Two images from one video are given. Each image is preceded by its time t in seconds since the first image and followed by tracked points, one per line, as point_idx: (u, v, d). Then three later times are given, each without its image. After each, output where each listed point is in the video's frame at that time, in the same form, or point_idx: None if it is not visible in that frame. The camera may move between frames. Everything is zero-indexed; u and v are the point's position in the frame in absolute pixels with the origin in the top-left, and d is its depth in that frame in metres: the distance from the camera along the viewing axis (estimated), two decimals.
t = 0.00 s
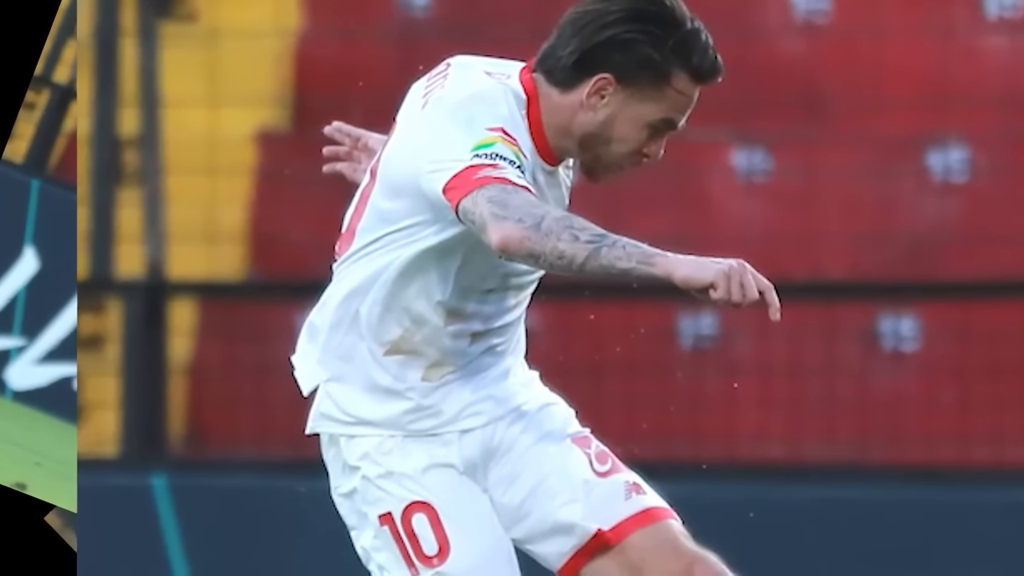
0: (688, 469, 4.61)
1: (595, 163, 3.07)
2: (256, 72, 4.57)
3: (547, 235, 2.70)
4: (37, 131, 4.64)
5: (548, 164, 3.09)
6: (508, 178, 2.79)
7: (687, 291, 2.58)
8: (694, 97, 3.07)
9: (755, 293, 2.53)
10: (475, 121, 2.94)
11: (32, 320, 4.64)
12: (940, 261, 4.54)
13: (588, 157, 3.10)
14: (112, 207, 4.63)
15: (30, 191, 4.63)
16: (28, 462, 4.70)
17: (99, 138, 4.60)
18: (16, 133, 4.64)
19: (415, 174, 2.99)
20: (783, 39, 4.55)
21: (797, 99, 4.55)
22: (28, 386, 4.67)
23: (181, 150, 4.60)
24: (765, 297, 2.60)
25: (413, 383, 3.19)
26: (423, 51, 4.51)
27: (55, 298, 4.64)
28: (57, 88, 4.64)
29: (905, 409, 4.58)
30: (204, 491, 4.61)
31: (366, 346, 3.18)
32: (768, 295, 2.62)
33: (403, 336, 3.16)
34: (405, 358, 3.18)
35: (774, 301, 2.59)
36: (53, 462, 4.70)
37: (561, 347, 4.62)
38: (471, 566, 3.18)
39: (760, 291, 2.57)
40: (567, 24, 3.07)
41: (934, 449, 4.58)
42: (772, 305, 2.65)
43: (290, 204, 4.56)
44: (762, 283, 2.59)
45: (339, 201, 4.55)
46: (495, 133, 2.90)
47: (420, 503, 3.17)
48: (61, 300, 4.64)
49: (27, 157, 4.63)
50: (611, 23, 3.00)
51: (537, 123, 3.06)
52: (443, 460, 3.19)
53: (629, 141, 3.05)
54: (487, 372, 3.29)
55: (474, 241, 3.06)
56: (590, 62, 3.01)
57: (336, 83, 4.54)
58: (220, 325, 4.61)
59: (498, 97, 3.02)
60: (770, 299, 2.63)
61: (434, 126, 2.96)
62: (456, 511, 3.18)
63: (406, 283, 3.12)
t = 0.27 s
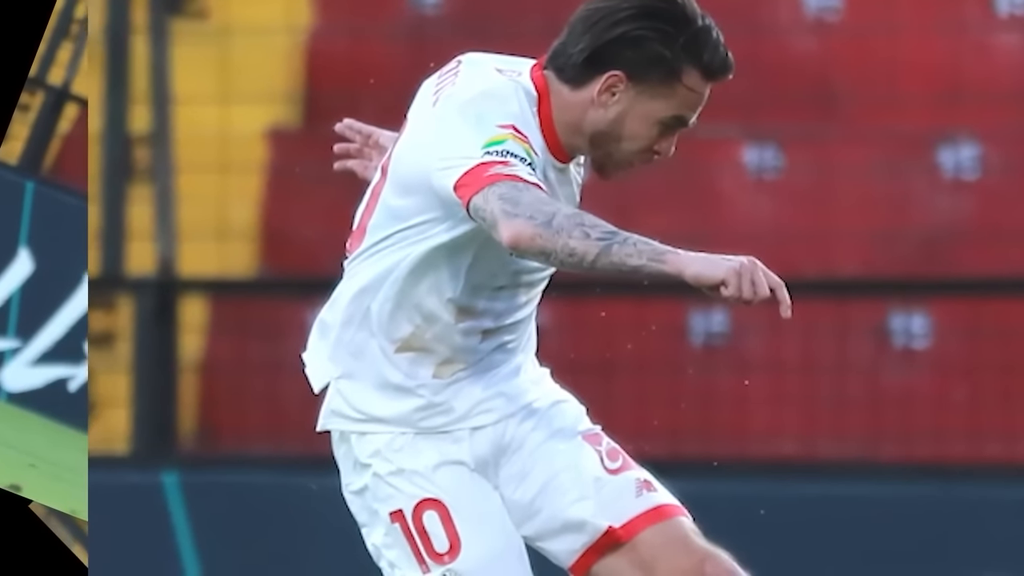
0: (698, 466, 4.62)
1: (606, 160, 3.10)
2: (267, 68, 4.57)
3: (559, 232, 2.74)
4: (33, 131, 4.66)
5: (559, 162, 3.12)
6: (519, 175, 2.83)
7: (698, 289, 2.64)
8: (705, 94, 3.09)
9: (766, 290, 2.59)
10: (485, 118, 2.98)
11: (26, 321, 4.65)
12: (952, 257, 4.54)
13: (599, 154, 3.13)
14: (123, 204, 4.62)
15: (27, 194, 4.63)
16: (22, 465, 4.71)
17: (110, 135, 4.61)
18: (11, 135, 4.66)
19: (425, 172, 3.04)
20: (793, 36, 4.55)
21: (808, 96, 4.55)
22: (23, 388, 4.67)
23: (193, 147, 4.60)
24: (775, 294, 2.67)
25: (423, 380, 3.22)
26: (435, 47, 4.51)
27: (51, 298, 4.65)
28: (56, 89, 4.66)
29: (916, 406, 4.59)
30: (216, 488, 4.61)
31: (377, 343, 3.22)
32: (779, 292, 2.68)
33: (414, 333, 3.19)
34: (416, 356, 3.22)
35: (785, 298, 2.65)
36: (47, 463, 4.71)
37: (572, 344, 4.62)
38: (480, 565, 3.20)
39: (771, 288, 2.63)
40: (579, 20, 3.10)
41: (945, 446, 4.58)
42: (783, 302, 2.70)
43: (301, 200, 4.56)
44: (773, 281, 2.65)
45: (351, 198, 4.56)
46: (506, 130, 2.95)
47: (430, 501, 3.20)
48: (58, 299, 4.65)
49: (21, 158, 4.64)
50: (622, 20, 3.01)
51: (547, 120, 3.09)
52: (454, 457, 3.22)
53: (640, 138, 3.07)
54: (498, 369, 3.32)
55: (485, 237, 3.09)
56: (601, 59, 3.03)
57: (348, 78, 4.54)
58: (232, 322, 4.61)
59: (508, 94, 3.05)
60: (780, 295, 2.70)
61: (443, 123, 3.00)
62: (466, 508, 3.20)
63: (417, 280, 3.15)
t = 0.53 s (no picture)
0: (709, 463, 4.62)
1: (617, 157, 3.19)
2: (277, 65, 4.56)
3: (569, 228, 2.80)
4: (26, 133, 4.70)
5: (570, 159, 3.20)
6: (529, 172, 2.89)
7: (709, 285, 2.67)
8: (715, 91, 3.18)
9: (777, 287, 2.62)
10: (496, 116, 3.05)
11: (21, 323, 4.74)
12: (963, 254, 4.53)
13: (609, 150, 3.22)
14: (134, 201, 4.63)
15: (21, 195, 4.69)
16: (17, 465, 4.78)
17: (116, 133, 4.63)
18: (5, 137, 4.71)
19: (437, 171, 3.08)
20: (805, 33, 4.54)
21: (818, 93, 4.54)
22: (17, 389, 4.76)
23: (203, 145, 4.60)
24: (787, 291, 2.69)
25: (434, 377, 3.30)
26: (445, 44, 4.51)
27: (47, 298, 4.73)
28: (50, 90, 4.69)
29: (926, 403, 4.58)
30: (226, 484, 4.62)
31: (388, 340, 3.31)
32: (791, 290, 2.71)
33: (424, 330, 3.28)
34: (427, 353, 3.30)
35: (796, 295, 2.68)
36: (41, 464, 4.78)
37: (583, 341, 4.63)
38: (492, 561, 3.29)
39: (782, 285, 2.66)
40: (589, 19, 3.18)
41: (956, 443, 4.58)
42: (794, 300, 2.74)
43: (312, 197, 4.56)
44: (785, 278, 2.69)
45: (362, 195, 4.56)
46: (516, 128, 3.02)
47: (441, 498, 3.29)
48: (54, 296, 4.73)
49: (16, 160, 4.69)
50: (633, 17, 3.10)
51: (558, 116, 3.16)
52: (464, 454, 3.31)
53: (650, 135, 3.17)
54: (509, 366, 3.40)
55: (494, 234, 3.17)
56: (612, 57, 3.12)
57: (358, 75, 4.53)
58: (242, 318, 4.62)
59: (519, 90, 3.13)
60: (792, 293, 2.72)
61: (454, 120, 3.08)
62: (476, 504, 3.29)
63: (428, 277, 3.24)
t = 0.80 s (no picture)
0: (720, 459, 4.63)
1: (627, 154, 3.20)
2: (288, 62, 4.55)
3: (580, 225, 2.80)
4: (20, 135, 4.88)
5: (581, 156, 3.21)
6: (540, 169, 2.91)
7: (720, 283, 2.67)
8: (726, 88, 3.19)
9: (787, 284, 2.62)
10: (506, 113, 3.06)
11: (16, 324, 4.99)
12: (974, 252, 4.53)
13: (620, 147, 3.23)
14: (144, 198, 4.64)
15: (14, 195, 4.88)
16: (12, 467, 5.02)
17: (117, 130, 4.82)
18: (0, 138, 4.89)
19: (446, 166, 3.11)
20: (816, 30, 4.53)
21: (829, 90, 4.54)
22: (13, 390, 5.00)
23: (214, 142, 4.60)
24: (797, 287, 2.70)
25: (444, 373, 3.32)
26: (456, 41, 4.51)
27: (39, 301, 4.97)
28: (44, 92, 4.85)
29: (937, 400, 4.58)
30: (239, 482, 4.64)
31: (399, 337, 3.33)
32: (801, 286, 2.72)
33: (435, 327, 3.29)
34: (437, 350, 3.32)
35: (807, 292, 2.69)
36: (35, 466, 5.00)
37: (594, 338, 4.63)
38: (502, 558, 3.30)
39: (793, 283, 2.66)
40: (600, 16, 3.20)
41: (966, 440, 4.59)
42: (805, 297, 2.75)
43: (323, 194, 4.56)
44: (796, 275, 2.69)
45: (373, 191, 4.56)
46: (527, 125, 3.03)
47: (452, 495, 3.30)
48: (49, 299, 4.96)
49: (11, 158, 4.88)
50: (643, 14, 3.12)
51: (568, 113, 3.18)
52: (475, 451, 3.32)
53: (661, 131, 3.18)
54: (520, 363, 3.42)
55: (505, 232, 3.19)
56: (622, 54, 3.14)
57: (369, 71, 4.53)
58: (253, 315, 4.62)
59: (530, 87, 3.15)
60: (802, 290, 2.72)
61: (465, 118, 3.08)
62: (487, 500, 3.30)
63: (439, 274, 3.25)
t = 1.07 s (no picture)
0: (731, 457, 4.62)
1: (638, 150, 3.21)
2: (299, 59, 4.56)
3: (590, 222, 2.82)
4: (14, 136, 4.94)
5: (592, 153, 3.22)
6: (550, 166, 2.92)
7: (730, 279, 2.68)
8: (736, 85, 3.20)
9: (797, 281, 2.62)
10: (516, 110, 3.07)
11: (10, 325, 4.99)
12: (985, 248, 4.53)
13: (630, 144, 3.24)
14: (155, 194, 4.64)
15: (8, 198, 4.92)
16: (6, 468, 5.06)
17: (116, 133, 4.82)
18: None
19: (456, 162, 3.15)
20: (827, 26, 4.52)
21: (839, 87, 4.53)
22: (8, 391, 5.01)
23: (225, 139, 4.61)
24: (807, 283, 2.71)
25: (455, 370, 3.34)
26: (467, 39, 4.52)
27: (36, 301, 4.98)
28: (38, 94, 4.91)
29: (948, 397, 4.58)
30: (250, 479, 4.64)
31: (409, 335, 3.35)
32: (811, 281, 2.72)
33: (445, 324, 3.31)
34: (448, 347, 3.34)
35: (816, 288, 2.69)
36: (29, 467, 5.04)
37: (604, 336, 4.62)
38: (513, 555, 3.31)
39: (803, 279, 2.66)
40: (611, 12, 3.21)
41: (977, 436, 4.58)
42: (814, 291, 2.74)
43: (334, 191, 4.56)
44: (806, 272, 2.69)
45: (383, 188, 4.56)
46: (537, 122, 3.05)
47: (462, 491, 3.31)
48: (43, 299, 4.97)
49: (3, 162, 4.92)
50: (654, 10, 3.13)
51: (578, 110, 3.19)
52: (485, 448, 3.34)
53: (671, 128, 3.19)
54: (530, 360, 3.44)
55: (515, 228, 3.20)
56: (633, 50, 3.15)
57: (380, 68, 4.53)
58: (263, 312, 4.62)
59: (541, 84, 3.16)
60: (812, 284, 2.73)
61: (476, 114, 3.10)
62: (497, 496, 3.32)
63: (449, 271, 3.28)
